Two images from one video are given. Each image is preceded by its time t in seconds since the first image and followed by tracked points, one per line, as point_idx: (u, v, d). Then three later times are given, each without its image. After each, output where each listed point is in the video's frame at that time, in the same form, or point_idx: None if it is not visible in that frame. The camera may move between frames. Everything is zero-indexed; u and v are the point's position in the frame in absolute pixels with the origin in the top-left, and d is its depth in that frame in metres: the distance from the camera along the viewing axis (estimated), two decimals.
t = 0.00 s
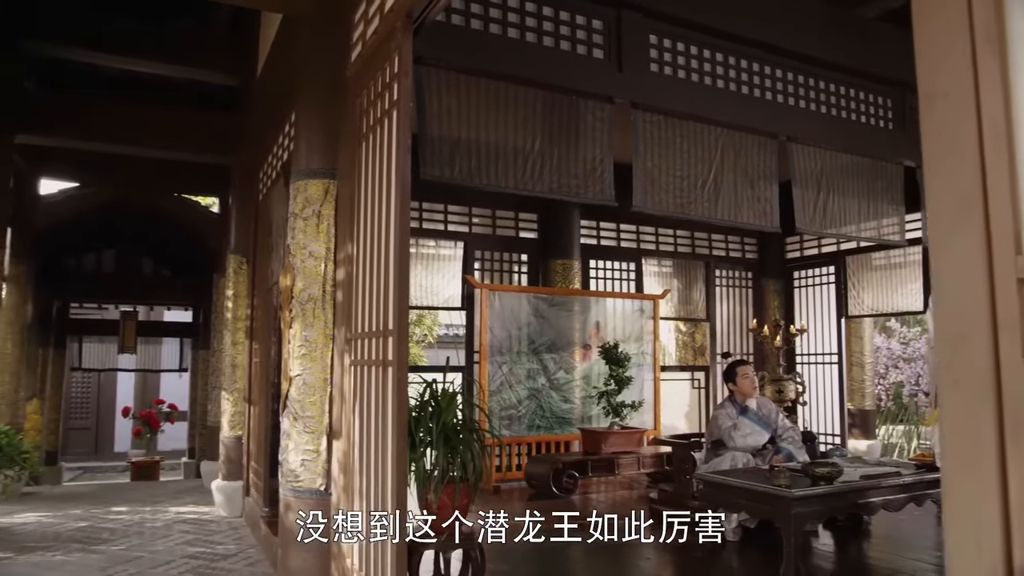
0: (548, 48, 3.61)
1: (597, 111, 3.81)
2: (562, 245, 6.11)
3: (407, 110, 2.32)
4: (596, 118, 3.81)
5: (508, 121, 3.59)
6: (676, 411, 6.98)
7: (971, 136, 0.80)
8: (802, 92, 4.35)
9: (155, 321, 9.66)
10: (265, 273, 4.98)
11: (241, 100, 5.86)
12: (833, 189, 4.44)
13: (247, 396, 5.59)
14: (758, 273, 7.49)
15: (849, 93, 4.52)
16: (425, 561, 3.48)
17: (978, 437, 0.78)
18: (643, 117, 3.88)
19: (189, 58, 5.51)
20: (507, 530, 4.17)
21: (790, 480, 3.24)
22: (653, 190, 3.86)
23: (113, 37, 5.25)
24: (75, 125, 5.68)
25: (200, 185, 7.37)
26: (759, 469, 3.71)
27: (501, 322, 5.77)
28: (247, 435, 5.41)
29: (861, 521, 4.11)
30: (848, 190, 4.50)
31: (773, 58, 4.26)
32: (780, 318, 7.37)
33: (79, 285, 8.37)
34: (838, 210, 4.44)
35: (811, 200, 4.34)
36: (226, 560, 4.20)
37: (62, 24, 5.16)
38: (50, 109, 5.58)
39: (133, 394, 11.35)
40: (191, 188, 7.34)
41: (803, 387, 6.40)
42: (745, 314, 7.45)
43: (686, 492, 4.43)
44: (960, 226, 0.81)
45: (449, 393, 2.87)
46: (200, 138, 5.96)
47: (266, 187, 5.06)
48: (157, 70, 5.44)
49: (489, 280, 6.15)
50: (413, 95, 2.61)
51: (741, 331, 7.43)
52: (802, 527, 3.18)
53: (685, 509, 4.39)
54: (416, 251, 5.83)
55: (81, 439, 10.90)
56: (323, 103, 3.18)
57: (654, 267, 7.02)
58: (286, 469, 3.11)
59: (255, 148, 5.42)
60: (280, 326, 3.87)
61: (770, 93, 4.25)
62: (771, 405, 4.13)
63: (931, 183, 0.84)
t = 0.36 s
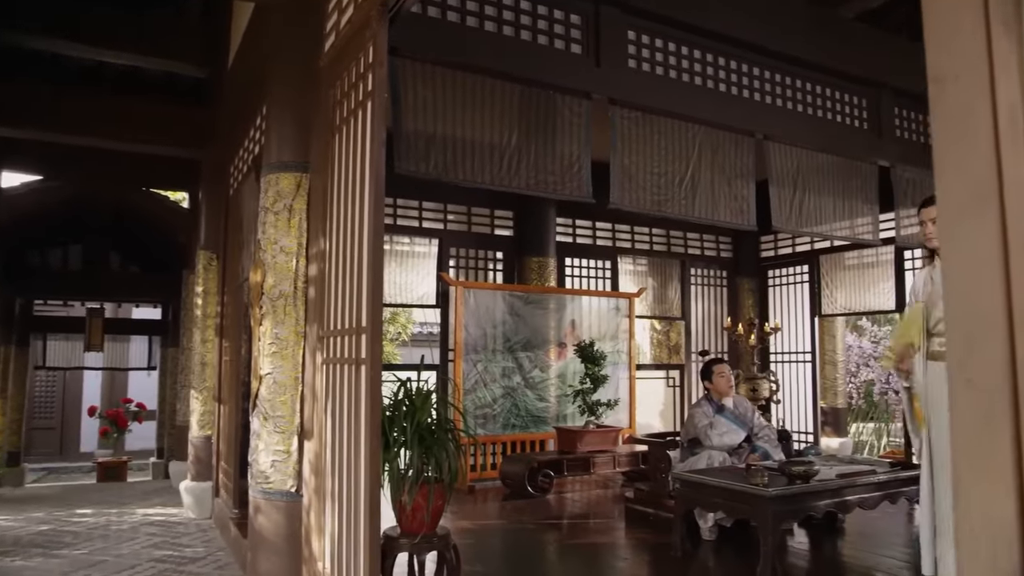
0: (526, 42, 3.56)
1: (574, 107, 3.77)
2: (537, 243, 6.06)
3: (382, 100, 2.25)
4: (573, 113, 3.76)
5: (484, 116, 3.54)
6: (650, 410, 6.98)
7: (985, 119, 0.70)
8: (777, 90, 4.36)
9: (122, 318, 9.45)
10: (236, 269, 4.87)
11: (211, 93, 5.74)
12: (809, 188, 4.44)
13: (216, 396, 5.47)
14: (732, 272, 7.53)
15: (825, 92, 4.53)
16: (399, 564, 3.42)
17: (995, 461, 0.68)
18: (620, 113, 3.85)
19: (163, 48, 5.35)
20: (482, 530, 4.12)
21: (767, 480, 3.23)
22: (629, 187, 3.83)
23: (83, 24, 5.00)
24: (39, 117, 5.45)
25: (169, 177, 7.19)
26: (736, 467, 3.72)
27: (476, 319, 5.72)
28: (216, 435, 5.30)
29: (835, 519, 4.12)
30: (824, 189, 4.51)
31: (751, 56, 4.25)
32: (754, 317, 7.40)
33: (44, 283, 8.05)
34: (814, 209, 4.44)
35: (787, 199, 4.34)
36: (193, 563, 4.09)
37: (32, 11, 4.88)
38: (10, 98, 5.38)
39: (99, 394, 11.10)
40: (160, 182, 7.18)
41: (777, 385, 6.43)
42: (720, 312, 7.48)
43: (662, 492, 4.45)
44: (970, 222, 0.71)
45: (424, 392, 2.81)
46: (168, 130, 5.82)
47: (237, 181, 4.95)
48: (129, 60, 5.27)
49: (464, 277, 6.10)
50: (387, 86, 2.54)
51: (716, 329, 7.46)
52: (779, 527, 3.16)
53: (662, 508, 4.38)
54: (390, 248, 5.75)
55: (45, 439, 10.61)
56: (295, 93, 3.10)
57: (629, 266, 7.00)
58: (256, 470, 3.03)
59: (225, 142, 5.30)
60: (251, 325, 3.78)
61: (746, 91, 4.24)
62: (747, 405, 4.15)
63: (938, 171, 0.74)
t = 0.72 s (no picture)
0: (502, 36, 3.50)
1: (550, 102, 3.73)
2: (511, 241, 6.01)
3: (355, 91, 2.18)
4: (549, 109, 3.72)
5: (459, 110, 3.48)
6: (624, 408, 6.98)
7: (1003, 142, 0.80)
8: (753, 89, 4.36)
9: (86, 315, 9.20)
10: (203, 264, 4.75)
11: (179, 85, 5.60)
12: (784, 188, 4.49)
13: (183, 394, 5.34)
14: (705, 270, 7.56)
15: (799, 91, 4.54)
16: (369, 566, 3.35)
17: (1013, 435, 0.77)
18: (596, 109, 3.81)
19: (128, 37, 5.20)
20: (455, 531, 4.06)
21: (742, 479, 3.22)
22: (605, 184, 3.81)
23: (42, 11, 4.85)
24: None
25: (136, 168, 7.05)
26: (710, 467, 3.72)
27: (449, 317, 5.66)
28: (183, 435, 5.17)
29: (807, 517, 4.14)
30: (798, 188, 4.56)
31: (728, 54, 4.23)
32: (727, 315, 7.44)
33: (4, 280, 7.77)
34: (788, 208, 4.50)
35: (762, 197, 4.38)
36: (158, 568, 3.97)
37: None
38: None
39: (63, 393, 10.84)
40: (126, 175, 7.03)
41: (749, 383, 6.46)
42: (693, 311, 7.50)
43: (636, 490, 4.41)
44: (983, 215, 0.81)
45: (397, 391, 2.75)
46: (133, 122, 5.67)
47: (205, 175, 4.83)
48: (93, 50, 5.10)
49: (437, 275, 6.03)
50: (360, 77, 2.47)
51: (689, 328, 7.48)
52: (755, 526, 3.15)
53: (636, 507, 4.36)
54: (362, 245, 5.66)
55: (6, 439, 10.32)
56: (265, 84, 3.02)
57: (603, 264, 6.98)
58: (223, 471, 2.94)
59: (193, 134, 5.17)
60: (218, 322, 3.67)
61: (723, 89, 4.23)
62: (722, 404, 4.14)
63: (949, 173, 0.85)
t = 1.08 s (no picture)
0: (478, 30, 3.44)
1: (527, 98, 3.67)
2: (486, 239, 5.96)
3: (328, 81, 2.12)
4: (525, 105, 3.67)
5: (435, 105, 3.41)
6: (598, 407, 6.96)
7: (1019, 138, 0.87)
8: (730, 88, 4.35)
9: (49, 313, 8.96)
10: (170, 260, 4.62)
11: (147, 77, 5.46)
12: (759, 187, 4.50)
13: (149, 394, 5.19)
14: (679, 269, 7.58)
15: (774, 91, 4.55)
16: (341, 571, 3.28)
17: None
18: (573, 106, 3.76)
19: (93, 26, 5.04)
20: (428, 533, 3.99)
21: (719, 479, 3.20)
22: (582, 182, 3.77)
23: None
24: None
25: (101, 162, 6.84)
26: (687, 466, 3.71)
27: (423, 316, 5.58)
28: (148, 436, 5.03)
29: (782, 517, 4.14)
30: (773, 188, 4.57)
31: (705, 53, 4.21)
32: (701, 315, 7.47)
33: None
34: (763, 208, 4.51)
35: (737, 196, 4.38)
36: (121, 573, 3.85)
37: None
38: None
39: (25, 393, 10.55)
40: (91, 169, 6.84)
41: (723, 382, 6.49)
42: (667, 310, 7.51)
43: (612, 491, 4.38)
44: (1007, 211, 0.87)
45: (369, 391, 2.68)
46: (98, 113, 5.50)
47: (172, 169, 4.71)
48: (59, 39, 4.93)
49: (410, 273, 5.96)
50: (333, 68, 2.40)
51: (663, 327, 7.48)
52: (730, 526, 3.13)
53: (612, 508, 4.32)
54: (335, 242, 5.56)
55: None
56: (234, 74, 2.93)
57: (577, 263, 6.95)
58: (189, 474, 2.85)
59: (161, 127, 5.03)
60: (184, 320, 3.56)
61: (699, 88, 4.21)
62: (699, 403, 4.14)
63: (968, 169, 0.91)
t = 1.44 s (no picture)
0: (452, 23, 3.37)
1: (501, 93, 3.62)
2: (458, 236, 5.89)
3: (297, 69, 2.04)
4: (499, 100, 3.62)
5: (407, 99, 3.34)
6: (569, 407, 6.93)
7: None
8: (704, 86, 4.34)
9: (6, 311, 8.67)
10: (133, 255, 4.48)
11: (109, 67, 5.29)
12: (732, 186, 4.51)
13: (110, 394, 5.03)
14: (652, 269, 7.59)
15: (748, 91, 4.56)
16: None
17: None
18: (548, 102, 3.72)
19: (53, 13, 4.87)
20: (399, 535, 3.92)
21: (694, 479, 3.18)
22: (556, 179, 3.73)
23: None
24: None
25: (61, 155, 6.62)
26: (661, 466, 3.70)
27: (394, 314, 5.50)
28: (110, 437, 4.88)
29: (753, 516, 4.14)
30: (747, 187, 4.58)
31: (680, 51, 4.20)
32: (673, 314, 7.49)
33: None
34: (737, 208, 4.51)
35: (711, 195, 4.38)
36: None
37: None
38: None
39: None
40: (51, 162, 6.63)
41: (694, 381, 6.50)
42: (639, 309, 7.51)
43: (585, 491, 4.29)
44: None
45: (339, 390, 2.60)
46: (58, 104, 5.32)
47: (136, 162, 4.57)
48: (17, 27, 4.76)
49: (381, 271, 5.87)
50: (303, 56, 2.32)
51: (635, 326, 7.48)
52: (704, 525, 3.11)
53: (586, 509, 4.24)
54: (304, 239, 5.45)
55: None
56: (199, 63, 2.84)
57: (549, 262, 6.91)
58: (150, 478, 2.75)
59: (124, 119, 4.88)
60: (146, 318, 3.44)
61: (674, 86, 4.19)
62: (671, 402, 4.17)
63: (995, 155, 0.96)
